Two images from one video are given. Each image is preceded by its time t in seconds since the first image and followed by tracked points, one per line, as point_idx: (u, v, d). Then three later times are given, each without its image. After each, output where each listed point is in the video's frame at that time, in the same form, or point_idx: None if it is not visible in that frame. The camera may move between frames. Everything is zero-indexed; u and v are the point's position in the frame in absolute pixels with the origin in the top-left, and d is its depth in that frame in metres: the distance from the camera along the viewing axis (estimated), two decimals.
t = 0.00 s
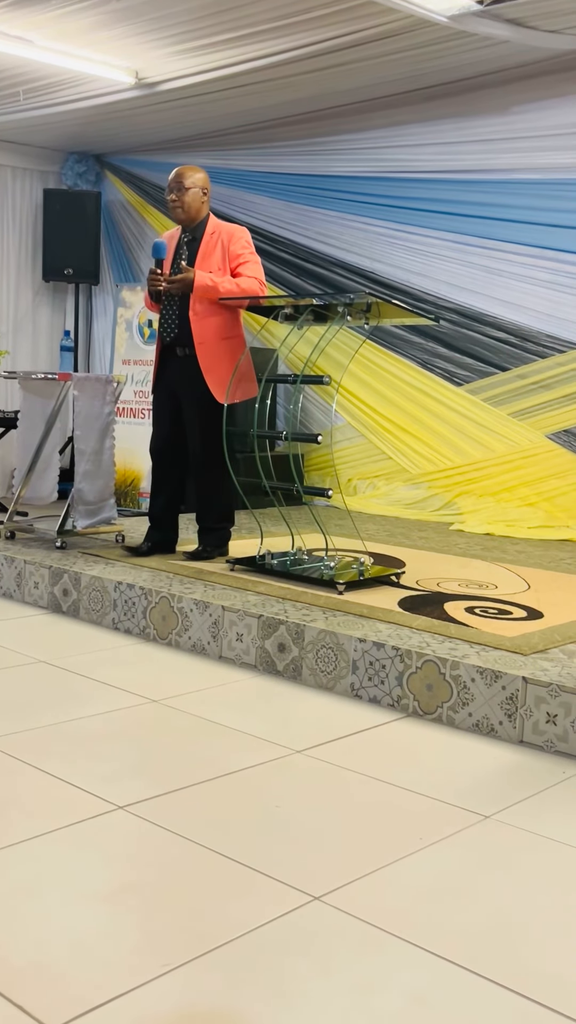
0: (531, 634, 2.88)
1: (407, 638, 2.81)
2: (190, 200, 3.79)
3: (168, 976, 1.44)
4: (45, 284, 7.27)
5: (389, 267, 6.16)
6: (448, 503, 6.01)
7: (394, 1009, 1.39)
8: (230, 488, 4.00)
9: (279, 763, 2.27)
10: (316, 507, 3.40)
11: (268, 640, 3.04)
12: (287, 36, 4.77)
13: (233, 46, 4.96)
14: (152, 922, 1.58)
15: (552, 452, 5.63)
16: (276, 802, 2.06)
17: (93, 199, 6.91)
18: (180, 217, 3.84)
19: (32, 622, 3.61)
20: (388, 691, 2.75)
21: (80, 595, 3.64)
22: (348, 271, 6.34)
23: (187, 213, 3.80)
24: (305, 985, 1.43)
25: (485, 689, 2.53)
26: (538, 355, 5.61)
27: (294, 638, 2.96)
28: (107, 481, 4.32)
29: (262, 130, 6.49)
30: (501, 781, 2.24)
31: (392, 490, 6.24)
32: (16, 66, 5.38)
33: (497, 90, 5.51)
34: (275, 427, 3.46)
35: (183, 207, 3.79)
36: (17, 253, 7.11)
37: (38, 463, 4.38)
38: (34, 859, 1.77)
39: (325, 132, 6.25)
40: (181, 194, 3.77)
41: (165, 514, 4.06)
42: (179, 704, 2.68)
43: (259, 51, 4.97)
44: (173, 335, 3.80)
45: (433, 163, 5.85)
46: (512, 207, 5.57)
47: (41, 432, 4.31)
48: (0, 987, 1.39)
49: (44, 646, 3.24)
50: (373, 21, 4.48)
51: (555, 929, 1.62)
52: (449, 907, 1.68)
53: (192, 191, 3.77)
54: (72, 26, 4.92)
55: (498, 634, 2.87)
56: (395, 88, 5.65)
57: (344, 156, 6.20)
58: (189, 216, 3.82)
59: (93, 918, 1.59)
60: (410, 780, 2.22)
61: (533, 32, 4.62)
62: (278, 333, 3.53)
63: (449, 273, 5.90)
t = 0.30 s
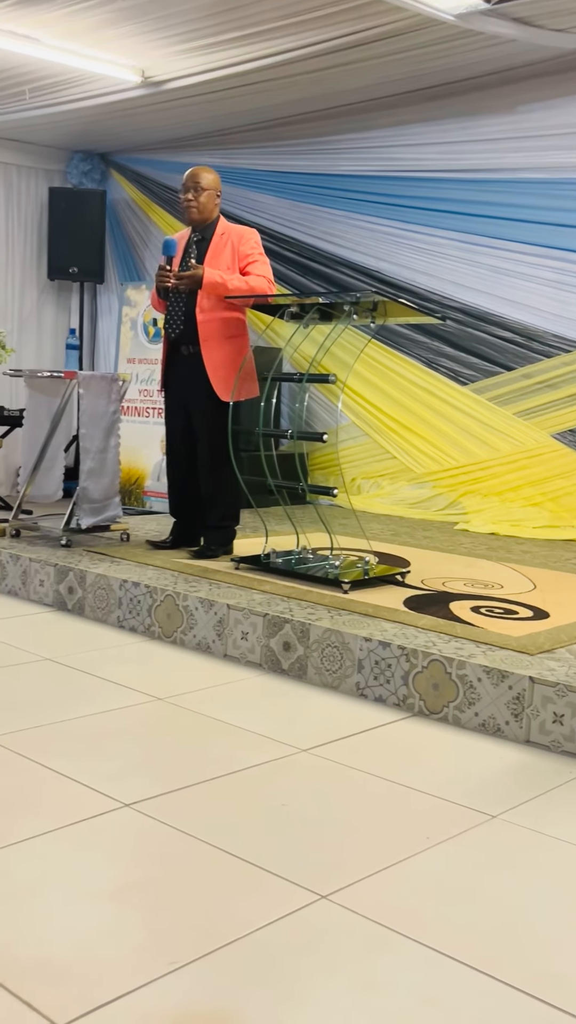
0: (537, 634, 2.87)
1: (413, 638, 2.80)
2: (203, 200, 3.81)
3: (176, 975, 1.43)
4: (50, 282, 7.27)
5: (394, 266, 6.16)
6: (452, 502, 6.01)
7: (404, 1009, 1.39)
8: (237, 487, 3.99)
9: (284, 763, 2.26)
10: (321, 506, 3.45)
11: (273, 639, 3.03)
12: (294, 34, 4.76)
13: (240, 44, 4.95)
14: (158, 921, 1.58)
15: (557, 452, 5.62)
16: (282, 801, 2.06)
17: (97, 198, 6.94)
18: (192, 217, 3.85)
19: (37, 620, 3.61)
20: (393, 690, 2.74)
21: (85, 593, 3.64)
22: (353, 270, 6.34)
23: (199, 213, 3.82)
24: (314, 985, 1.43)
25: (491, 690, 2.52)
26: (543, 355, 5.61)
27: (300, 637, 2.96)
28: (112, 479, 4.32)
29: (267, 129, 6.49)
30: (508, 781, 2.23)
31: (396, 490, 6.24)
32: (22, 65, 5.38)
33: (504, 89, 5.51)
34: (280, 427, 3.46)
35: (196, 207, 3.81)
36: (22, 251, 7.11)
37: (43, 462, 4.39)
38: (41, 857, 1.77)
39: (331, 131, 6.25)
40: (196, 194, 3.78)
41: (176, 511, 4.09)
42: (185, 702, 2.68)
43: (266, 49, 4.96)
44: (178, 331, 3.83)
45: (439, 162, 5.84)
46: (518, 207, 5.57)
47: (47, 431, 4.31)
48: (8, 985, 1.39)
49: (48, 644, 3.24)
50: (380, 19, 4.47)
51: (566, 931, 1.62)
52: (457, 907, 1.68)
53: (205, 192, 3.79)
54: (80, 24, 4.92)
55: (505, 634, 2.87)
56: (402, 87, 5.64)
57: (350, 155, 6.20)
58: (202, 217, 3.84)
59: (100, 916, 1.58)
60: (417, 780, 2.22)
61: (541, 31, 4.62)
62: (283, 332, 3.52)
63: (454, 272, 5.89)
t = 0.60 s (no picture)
0: (545, 636, 2.87)
1: (421, 639, 2.80)
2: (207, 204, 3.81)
3: (187, 976, 1.44)
4: (58, 282, 7.28)
5: (401, 267, 6.15)
6: (459, 503, 6.00)
7: (414, 1009, 1.39)
8: (243, 485, 3.99)
9: (293, 764, 2.27)
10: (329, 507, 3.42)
11: (280, 639, 3.04)
12: (302, 36, 4.76)
13: (249, 46, 4.96)
14: (167, 921, 1.58)
15: (564, 453, 5.62)
16: (292, 802, 2.06)
17: (105, 198, 6.94)
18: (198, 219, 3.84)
19: (45, 620, 3.62)
20: (401, 691, 2.75)
21: (93, 593, 3.65)
22: (360, 270, 6.34)
23: (204, 217, 3.82)
24: (323, 986, 1.43)
25: (500, 691, 2.52)
26: (550, 355, 5.61)
27: (308, 638, 2.96)
28: (120, 479, 4.33)
29: (275, 130, 6.49)
30: (517, 783, 2.23)
31: (403, 490, 6.24)
32: (30, 66, 5.39)
33: (511, 90, 5.50)
34: (287, 427, 3.47)
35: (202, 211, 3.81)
36: (30, 251, 7.12)
37: (52, 462, 4.39)
38: (52, 856, 1.77)
39: (338, 132, 6.25)
40: (201, 197, 3.78)
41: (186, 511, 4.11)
42: (193, 702, 2.69)
43: (274, 50, 4.96)
44: (181, 332, 3.83)
45: (446, 163, 5.84)
46: (525, 208, 5.56)
47: (54, 432, 4.32)
48: (20, 984, 1.40)
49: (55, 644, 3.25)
50: (388, 21, 4.47)
51: None
52: (468, 908, 1.68)
53: (210, 195, 3.79)
54: (88, 26, 4.93)
55: (513, 636, 2.87)
56: (409, 88, 5.64)
57: (357, 155, 6.20)
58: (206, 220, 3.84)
59: (110, 915, 1.59)
60: (426, 781, 2.22)
61: (549, 32, 4.61)
62: (289, 333, 3.51)
63: (461, 273, 5.89)
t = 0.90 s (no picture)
0: (558, 638, 2.86)
1: (433, 641, 2.80)
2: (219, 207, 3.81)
3: (197, 978, 1.43)
4: (70, 283, 7.30)
5: (413, 268, 6.15)
6: (471, 505, 5.99)
7: (426, 1013, 1.38)
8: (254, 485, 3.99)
9: (304, 767, 2.26)
10: (340, 508, 3.40)
11: (291, 640, 3.03)
12: (315, 37, 4.76)
13: (261, 47, 4.96)
14: (177, 922, 1.58)
15: None
16: (303, 804, 2.05)
17: (117, 199, 6.94)
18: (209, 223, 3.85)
19: (57, 620, 3.63)
20: (412, 694, 2.74)
21: (104, 594, 3.65)
22: (372, 272, 6.33)
23: (216, 220, 3.82)
24: (334, 987, 1.43)
25: (511, 694, 2.52)
26: (563, 357, 5.59)
27: (318, 639, 2.96)
28: (132, 480, 4.33)
29: (286, 131, 6.49)
30: (528, 787, 2.22)
31: (414, 492, 6.23)
32: (43, 68, 5.41)
33: (524, 91, 5.49)
34: (299, 428, 3.46)
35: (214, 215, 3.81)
36: (42, 252, 7.14)
37: (64, 462, 4.40)
38: (63, 857, 1.77)
39: (350, 133, 6.25)
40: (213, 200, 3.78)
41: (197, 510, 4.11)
42: (204, 704, 2.68)
43: (287, 51, 4.96)
44: (194, 330, 3.83)
45: (458, 164, 5.83)
46: (538, 209, 5.55)
47: (66, 432, 4.33)
48: (29, 984, 1.40)
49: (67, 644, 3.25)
50: (402, 21, 4.46)
51: None
52: (478, 911, 1.67)
53: (223, 198, 3.80)
54: (101, 28, 4.94)
55: (525, 639, 2.86)
56: (422, 89, 5.63)
57: (369, 156, 6.20)
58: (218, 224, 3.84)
59: (121, 916, 1.59)
60: (438, 784, 2.21)
61: (563, 31, 4.60)
62: (302, 335, 3.55)
63: (474, 274, 5.88)
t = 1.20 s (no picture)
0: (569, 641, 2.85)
1: (443, 644, 2.79)
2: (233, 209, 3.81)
3: (209, 980, 1.43)
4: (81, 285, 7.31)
5: (424, 270, 6.14)
6: (481, 507, 5.98)
7: (437, 1017, 1.38)
8: (265, 488, 3.99)
9: (315, 770, 2.25)
10: (350, 509, 3.39)
11: (302, 642, 3.03)
12: (326, 39, 4.76)
13: (272, 49, 4.96)
14: (188, 924, 1.58)
15: None
16: (314, 807, 2.05)
17: (128, 199, 6.96)
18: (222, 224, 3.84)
19: (67, 621, 3.64)
20: (423, 697, 2.74)
21: (115, 595, 3.66)
22: (383, 274, 6.33)
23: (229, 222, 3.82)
24: (345, 990, 1.43)
25: (523, 697, 2.51)
26: (573, 358, 5.57)
27: (329, 641, 2.96)
28: (142, 481, 4.34)
29: (297, 133, 6.50)
30: (539, 789, 2.22)
31: (424, 494, 6.22)
32: (55, 71, 5.43)
33: (535, 93, 5.48)
34: (308, 429, 3.45)
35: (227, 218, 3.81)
36: (53, 254, 7.16)
37: (74, 463, 4.41)
38: (75, 859, 1.78)
39: (361, 135, 6.25)
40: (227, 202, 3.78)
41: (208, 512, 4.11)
42: (214, 705, 2.68)
43: (297, 54, 4.97)
44: (208, 333, 3.83)
45: (469, 166, 5.83)
46: (549, 210, 5.54)
47: (77, 433, 4.34)
48: (40, 984, 1.40)
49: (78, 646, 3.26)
50: (412, 23, 4.46)
51: None
52: (489, 915, 1.67)
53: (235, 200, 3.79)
54: (112, 31, 4.96)
55: (536, 641, 2.85)
56: (433, 91, 5.63)
57: (379, 158, 6.20)
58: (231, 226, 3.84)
59: (132, 917, 1.59)
60: (449, 787, 2.21)
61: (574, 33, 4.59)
62: (312, 338, 3.54)
63: (484, 276, 5.87)
